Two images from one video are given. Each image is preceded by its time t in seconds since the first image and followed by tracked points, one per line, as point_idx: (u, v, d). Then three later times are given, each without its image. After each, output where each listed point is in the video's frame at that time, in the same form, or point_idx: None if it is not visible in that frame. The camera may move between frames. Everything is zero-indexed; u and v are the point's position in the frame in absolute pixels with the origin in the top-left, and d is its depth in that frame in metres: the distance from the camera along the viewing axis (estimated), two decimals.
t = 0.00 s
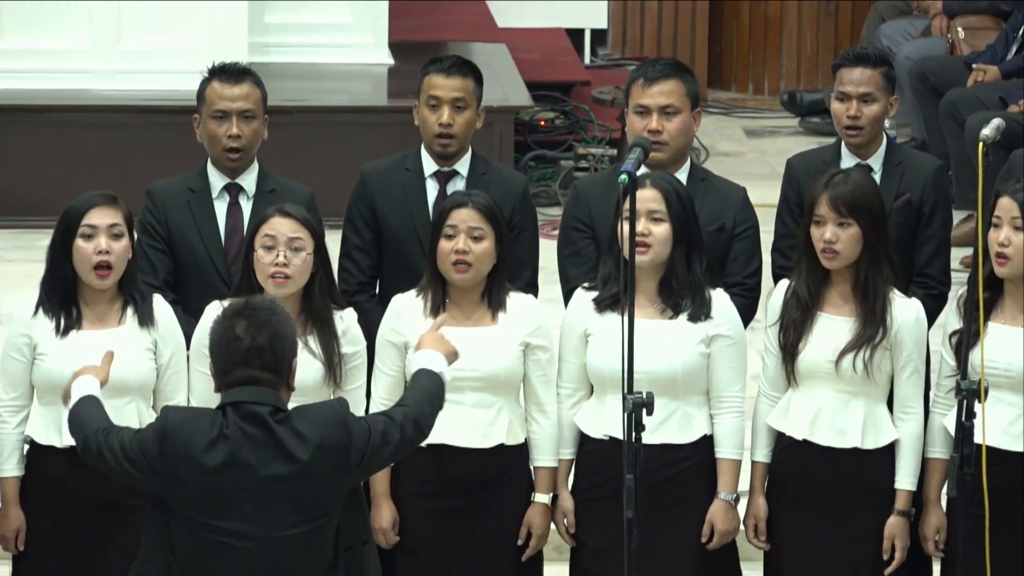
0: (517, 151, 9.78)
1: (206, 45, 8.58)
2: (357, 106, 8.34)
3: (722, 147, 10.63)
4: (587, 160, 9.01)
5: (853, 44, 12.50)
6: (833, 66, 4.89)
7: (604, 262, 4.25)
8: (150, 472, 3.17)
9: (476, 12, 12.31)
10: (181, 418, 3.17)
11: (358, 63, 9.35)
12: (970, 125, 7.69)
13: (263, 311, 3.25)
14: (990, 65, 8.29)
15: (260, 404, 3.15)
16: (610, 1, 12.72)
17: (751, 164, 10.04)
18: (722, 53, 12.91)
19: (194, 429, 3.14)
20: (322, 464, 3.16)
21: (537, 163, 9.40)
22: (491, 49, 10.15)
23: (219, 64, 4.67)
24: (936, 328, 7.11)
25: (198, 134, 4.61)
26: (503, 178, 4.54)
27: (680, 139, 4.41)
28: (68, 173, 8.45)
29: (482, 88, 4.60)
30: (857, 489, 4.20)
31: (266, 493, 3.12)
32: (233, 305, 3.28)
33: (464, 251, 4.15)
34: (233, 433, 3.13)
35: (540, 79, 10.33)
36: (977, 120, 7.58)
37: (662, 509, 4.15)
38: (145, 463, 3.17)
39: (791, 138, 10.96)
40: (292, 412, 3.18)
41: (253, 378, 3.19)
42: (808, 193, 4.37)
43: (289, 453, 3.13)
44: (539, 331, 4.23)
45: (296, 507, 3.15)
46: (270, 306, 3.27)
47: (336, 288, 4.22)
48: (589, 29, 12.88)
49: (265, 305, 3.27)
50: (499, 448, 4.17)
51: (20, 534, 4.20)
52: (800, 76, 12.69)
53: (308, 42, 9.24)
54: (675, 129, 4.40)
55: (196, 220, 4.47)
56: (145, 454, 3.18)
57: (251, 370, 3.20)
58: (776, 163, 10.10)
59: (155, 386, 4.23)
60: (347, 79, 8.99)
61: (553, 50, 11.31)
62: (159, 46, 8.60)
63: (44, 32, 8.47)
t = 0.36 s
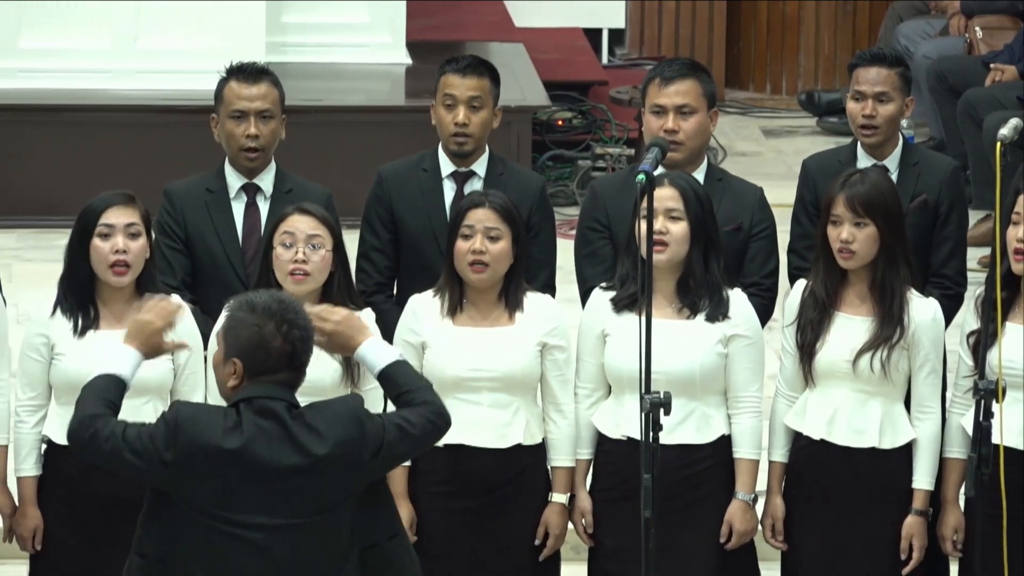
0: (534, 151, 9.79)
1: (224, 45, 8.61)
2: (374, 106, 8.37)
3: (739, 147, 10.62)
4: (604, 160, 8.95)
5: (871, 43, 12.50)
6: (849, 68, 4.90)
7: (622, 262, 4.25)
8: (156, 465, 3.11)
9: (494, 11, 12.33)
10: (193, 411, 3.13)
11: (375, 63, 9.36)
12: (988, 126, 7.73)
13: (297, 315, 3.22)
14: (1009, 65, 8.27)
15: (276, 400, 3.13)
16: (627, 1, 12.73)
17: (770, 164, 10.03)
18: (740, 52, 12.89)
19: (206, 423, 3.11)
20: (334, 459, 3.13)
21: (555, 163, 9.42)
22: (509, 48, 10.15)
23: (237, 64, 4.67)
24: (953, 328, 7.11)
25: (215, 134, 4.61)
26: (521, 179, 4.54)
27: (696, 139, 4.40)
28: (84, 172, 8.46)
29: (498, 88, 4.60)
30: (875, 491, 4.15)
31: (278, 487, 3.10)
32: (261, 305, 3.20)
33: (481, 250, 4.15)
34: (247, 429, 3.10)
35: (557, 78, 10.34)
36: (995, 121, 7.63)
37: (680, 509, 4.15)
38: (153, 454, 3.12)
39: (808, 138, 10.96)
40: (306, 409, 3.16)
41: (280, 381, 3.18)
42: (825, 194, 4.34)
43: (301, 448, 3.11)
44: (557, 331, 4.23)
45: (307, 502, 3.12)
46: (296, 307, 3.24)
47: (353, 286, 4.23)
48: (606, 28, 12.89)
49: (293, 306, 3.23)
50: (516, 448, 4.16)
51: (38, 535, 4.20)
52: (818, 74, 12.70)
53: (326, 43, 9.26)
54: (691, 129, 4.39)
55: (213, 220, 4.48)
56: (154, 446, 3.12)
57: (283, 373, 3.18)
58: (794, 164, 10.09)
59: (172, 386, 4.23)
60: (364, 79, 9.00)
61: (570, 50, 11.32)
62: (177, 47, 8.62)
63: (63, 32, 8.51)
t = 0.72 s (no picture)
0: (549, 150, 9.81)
1: (240, 44, 8.62)
2: (389, 105, 8.38)
3: (756, 146, 10.63)
4: (620, 160, 8.97)
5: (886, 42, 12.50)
6: (863, 66, 4.91)
7: (637, 262, 4.24)
8: (168, 479, 3.16)
9: (509, 11, 12.35)
10: (202, 422, 3.17)
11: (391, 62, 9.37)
12: (1004, 126, 7.76)
13: (302, 319, 3.27)
14: None
15: (285, 406, 3.17)
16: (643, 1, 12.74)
17: (785, 164, 10.04)
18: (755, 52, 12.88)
19: (215, 430, 3.14)
20: (346, 464, 3.17)
21: (570, 162, 9.44)
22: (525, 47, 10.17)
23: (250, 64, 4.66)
24: (970, 327, 7.12)
25: (230, 134, 4.61)
26: (536, 178, 4.53)
27: (710, 140, 4.40)
28: (98, 172, 8.48)
29: (512, 88, 4.60)
30: (892, 492, 4.13)
31: (292, 492, 3.12)
32: (267, 309, 3.25)
33: (496, 249, 4.16)
34: (257, 433, 3.13)
35: (572, 78, 10.35)
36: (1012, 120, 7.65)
37: (695, 509, 4.15)
38: (165, 470, 3.16)
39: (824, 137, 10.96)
40: (314, 413, 3.20)
41: (291, 383, 3.21)
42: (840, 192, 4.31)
43: (315, 452, 3.15)
44: (573, 330, 4.23)
45: (321, 509, 3.15)
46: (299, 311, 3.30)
47: (368, 286, 4.22)
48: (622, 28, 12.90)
49: (295, 310, 3.29)
50: (531, 448, 4.17)
51: (53, 534, 4.19)
52: (833, 73, 12.70)
53: (343, 42, 9.27)
54: (705, 130, 4.39)
55: (228, 221, 4.47)
56: (166, 462, 3.17)
57: (292, 375, 3.22)
58: (810, 163, 10.09)
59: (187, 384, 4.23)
60: (380, 78, 9.01)
61: (586, 49, 11.33)
62: (193, 46, 8.63)
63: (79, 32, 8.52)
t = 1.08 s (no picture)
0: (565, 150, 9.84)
1: (255, 44, 8.63)
2: (404, 105, 8.39)
3: (771, 146, 10.64)
4: (635, 160, 9.00)
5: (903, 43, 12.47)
6: (884, 64, 4.90)
7: (651, 261, 4.24)
8: (186, 482, 3.13)
9: (525, 10, 12.37)
10: (218, 426, 3.12)
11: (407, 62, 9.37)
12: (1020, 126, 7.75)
13: (332, 325, 3.20)
14: None
15: (300, 419, 3.11)
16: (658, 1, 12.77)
17: (800, 164, 10.04)
18: (770, 53, 12.91)
19: (229, 440, 3.09)
20: (358, 481, 3.11)
21: (585, 163, 9.45)
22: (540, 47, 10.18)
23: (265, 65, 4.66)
24: (984, 329, 7.13)
25: (246, 134, 4.61)
26: (552, 179, 4.54)
27: (726, 141, 4.39)
28: (114, 172, 8.50)
29: (529, 88, 4.59)
30: (908, 492, 4.13)
31: (299, 506, 3.07)
32: (298, 310, 3.18)
33: (511, 247, 4.16)
34: (269, 446, 3.08)
35: (587, 77, 10.36)
36: None
37: (709, 509, 4.15)
38: (183, 472, 3.13)
39: (840, 137, 10.96)
40: (329, 428, 3.13)
41: (312, 390, 3.16)
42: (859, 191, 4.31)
43: (327, 467, 3.09)
44: (587, 329, 4.22)
45: (328, 524, 3.09)
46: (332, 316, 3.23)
47: (383, 285, 4.22)
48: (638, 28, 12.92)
49: (327, 314, 3.21)
50: (546, 448, 4.17)
51: (67, 535, 4.18)
52: (849, 75, 12.67)
53: (360, 43, 9.28)
54: (721, 131, 4.38)
55: (244, 221, 4.48)
56: (184, 464, 3.13)
57: (316, 381, 3.16)
58: (825, 163, 10.10)
59: (201, 385, 4.20)
60: (395, 79, 9.02)
61: (601, 49, 11.35)
62: (208, 45, 8.61)
63: (95, 31, 8.53)
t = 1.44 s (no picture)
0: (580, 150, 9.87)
1: (270, 43, 8.65)
2: (418, 105, 8.40)
3: (786, 146, 10.65)
4: (649, 159, 9.04)
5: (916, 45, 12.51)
6: (898, 63, 4.89)
7: (666, 261, 4.24)
8: (206, 485, 3.16)
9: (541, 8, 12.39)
10: (238, 427, 3.16)
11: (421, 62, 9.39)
12: None
13: (346, 323, 3.21)
14: None
15: (316, 414, 3.13)
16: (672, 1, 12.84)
17: (815, 163, 10.06)
18: (785, 53, 12.90)
19: (244, 440, 3.12)
20: (370, 482, 3.08)
21: (599, 163, 9.47)
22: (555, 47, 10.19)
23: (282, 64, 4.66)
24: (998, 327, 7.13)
25: (261, 134, 4.60)
26: (565, 178, 4.53)
27: (740, 141, 4.39)
28: (129, 172, 8.52)
29: (542, 87, 4.57)
30: (924, 492, 4.11)
31: (307, 503, 3.07)
32: (313, 310, 3.22)
33: (524, 247, 4.16)
34: (284, 441, 3.10)
35: (601, 78, 10.37)
36: None
37: (723, 508, 4.14)
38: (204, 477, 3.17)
39: (855, 137, 10.98)
40: (346, 426, 3.13)
41: (323, 385, 3.17)
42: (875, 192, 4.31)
43: (338, 465, 3.08)
44: (601, 327, 4.22)
45: (336, 522, 3.07)
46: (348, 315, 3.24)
47: (396, 284, 4.22)
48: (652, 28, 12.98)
49: (343, 313, 3.23)
50: (560, 444, 4.16)
51: (82, 533, 4.19)
52: (863, 75, 12.72)
53: (375, 42, 9.31)
54: (734, 131, 4.38)
55: (259, 221, 4.48)
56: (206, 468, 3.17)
57: (327, 377, 3.17)
58: (840, 163, 10.11)
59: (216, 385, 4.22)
60: (411, 78, 9.04)
61: (616, 49, 11.36)
62: (224, 45, 8.64)
63: (109, 30, 8.55)
